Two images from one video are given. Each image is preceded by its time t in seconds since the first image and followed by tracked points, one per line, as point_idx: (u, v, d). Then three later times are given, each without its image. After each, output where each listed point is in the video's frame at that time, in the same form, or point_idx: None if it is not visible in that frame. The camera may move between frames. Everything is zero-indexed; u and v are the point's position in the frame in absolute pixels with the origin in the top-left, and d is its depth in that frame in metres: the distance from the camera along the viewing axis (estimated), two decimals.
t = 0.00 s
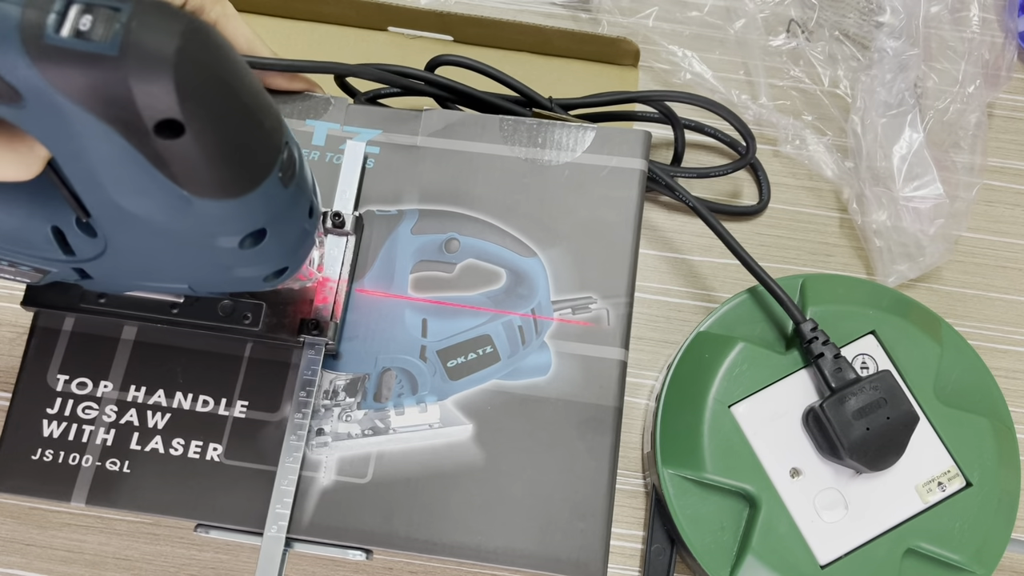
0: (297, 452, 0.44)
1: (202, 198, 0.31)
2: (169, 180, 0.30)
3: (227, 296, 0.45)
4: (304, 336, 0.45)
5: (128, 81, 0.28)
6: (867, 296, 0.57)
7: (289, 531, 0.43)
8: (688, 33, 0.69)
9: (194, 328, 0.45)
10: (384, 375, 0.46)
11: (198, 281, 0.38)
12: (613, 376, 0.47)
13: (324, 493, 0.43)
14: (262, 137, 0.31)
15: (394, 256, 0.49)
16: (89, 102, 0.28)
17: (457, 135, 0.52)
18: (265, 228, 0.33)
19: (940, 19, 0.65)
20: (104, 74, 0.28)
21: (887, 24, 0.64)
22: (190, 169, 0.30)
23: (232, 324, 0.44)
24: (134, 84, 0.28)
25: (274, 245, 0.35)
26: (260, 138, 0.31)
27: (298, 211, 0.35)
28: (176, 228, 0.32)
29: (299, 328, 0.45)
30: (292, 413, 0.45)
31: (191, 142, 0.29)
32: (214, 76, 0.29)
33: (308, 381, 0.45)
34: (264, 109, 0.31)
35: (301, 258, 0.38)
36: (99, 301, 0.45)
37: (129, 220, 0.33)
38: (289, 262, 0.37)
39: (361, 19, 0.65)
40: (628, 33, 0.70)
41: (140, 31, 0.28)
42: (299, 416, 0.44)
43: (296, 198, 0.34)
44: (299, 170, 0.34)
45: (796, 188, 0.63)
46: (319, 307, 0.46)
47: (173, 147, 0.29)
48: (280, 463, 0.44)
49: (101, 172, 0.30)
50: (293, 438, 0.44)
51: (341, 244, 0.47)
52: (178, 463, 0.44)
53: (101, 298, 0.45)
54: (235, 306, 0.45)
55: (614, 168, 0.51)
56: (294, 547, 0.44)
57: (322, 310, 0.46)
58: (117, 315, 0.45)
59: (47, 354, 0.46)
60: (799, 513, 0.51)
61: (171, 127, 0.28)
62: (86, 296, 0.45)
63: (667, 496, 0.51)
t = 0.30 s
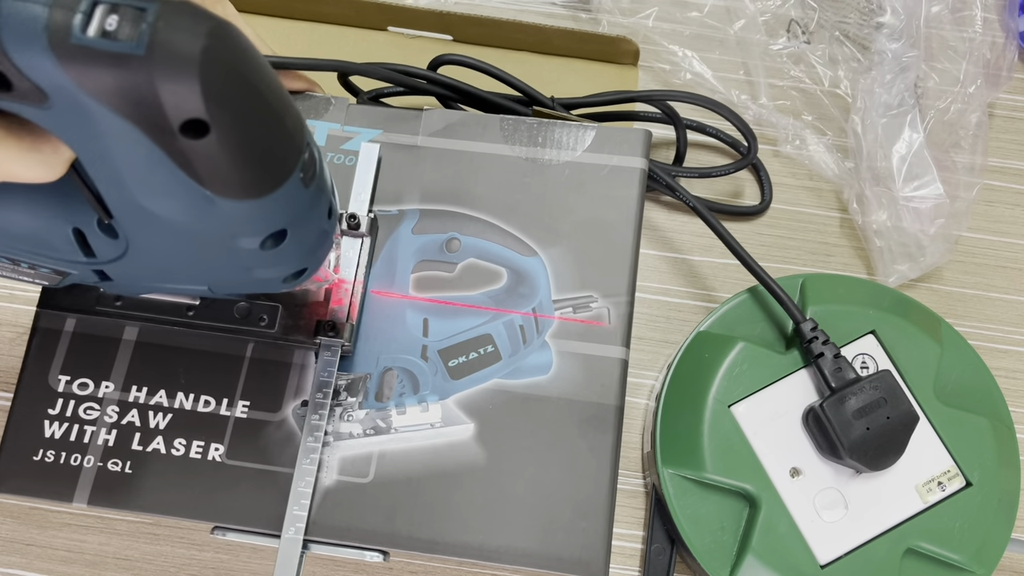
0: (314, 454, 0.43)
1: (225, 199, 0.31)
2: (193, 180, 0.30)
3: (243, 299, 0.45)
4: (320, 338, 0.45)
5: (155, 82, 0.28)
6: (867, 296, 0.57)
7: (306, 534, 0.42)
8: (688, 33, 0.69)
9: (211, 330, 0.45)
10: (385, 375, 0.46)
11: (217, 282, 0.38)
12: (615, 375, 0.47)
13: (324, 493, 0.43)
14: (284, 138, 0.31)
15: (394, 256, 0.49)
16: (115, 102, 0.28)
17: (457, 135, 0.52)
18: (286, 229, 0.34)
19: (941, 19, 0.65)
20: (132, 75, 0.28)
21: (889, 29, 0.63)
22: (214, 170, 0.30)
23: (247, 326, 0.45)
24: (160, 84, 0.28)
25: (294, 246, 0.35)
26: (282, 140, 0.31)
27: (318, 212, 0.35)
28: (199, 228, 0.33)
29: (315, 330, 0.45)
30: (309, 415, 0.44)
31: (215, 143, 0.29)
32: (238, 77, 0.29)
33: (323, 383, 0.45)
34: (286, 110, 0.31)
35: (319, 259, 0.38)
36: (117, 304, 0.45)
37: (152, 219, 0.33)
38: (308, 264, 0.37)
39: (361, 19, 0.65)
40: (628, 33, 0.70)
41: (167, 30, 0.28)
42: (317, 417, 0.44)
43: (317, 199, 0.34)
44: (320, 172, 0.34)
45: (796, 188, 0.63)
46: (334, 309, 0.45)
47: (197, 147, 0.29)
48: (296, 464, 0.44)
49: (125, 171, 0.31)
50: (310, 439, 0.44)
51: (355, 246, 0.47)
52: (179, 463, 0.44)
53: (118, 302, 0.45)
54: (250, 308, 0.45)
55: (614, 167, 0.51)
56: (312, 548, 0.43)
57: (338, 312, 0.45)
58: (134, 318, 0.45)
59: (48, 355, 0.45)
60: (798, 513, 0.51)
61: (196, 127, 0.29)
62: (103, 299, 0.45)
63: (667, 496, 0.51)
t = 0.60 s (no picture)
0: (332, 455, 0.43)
1: (247, 199, 0.31)
2: (215, 180, 0.30)
3: (259, 300, 0.45)
4: (337, 339, 0.45)
5: (181, 83, 0.28)
6: (868, 296, 0.57)
7: (325, 536, 0.42)
8: (688, 33, 0.69)
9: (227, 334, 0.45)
10: (387, 374, 0.46)
11: (234, 283, 0.38)
12: (617, 373, 0.47)
13: (335, 492, 0.43)
14: (307, 139, 0.31)
15: (395, 257, 0.49)
16: (141, 103, 0.28)
17: (457, 135, 0.52)
18: (306, 230, 0.34)
19: (942, 19, 0.65)
20: (158, 76, 0.28)
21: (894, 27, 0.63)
22: (237, 170, 0.30)
23: (263, 328, 0.45)
24: (187, 85, 0.28)
25: (314, 246, 0.35)
26: (304, 140, 0.31)
27: (338, 213, 0.35)
28: (220, 229, 0.33)
29: (332, 331, 0.45)
30: (326, 415, 0.44)
31: (239, 143, 0.29)
32: (263, 78, 0.29)
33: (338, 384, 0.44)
34: (308, 111, 0.32)
35: (337, 261, 0.38)
36: (132, 307, 0.45)
37: (173, 221, 0.33)
38: (326, 265, 0.37)
39: (361, 19, 0.65)
40: (628, 33, 0.69)
41: (193, 31, 0.28)
42: (334, 418, 0.44)
43: (337, 200, 0.35)
44: (339, 172, 0.34)
45: (796, 188, 0.64)
46: (350, 310, 0.45)
47: (221, 147, 0.29)
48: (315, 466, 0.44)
49: (149, 172, 0.31)
50: (327, 441, 0.44)
51: (371, 248, 0.47)
52: (182, 464, 0.44)
53: (133, 305, 0.45)
54: (266, 311, 0.45)
55: (615, 166, 0.51)
56: (327, 549, 0.43)
57: (353, 313, 0.45)
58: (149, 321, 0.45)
59: (49, 356, 0.45)
60: (798, 513, 0.51)
61: (221, 127, 0.29)
62: (119, 302, 0.45)
63: (667, 496, 0.51)
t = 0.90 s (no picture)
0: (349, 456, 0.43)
1: (270, 199, 0.31)
2: (240, 181, 0.31)
3: (274, 303, 0.44)
4: (353, 340, 0.44)
5: (207, 83, 0.28)
6: (868, 297, 0.57)
7: (343, 537, 0.42)
8: (688, 33, 0.69)
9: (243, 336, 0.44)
10: (390, 374, 0.46)
11: (254, 285, 0.38)
12: (619, 371, 0.47)
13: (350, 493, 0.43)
14: (328, 139, 0.32)
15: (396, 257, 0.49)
16: (166, 104, 0.28)
17: (458, 134, 0.52)
18: (326, 230, 0.34)
19: (944, 19, 0.65)
20: (184, 77, 0.28)
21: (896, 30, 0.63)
22: (261, 170, 0.30)
23: (279, 330, 0.44)
24: (214, 85, 0.28)
25: (333, 248, 0.35)
26: (326, 140, 0.32)
27: (357, 213, 0.35)
28: (243, 231, 0.33)
29: (347, 332, 0.44)
30: (343, 416, 0.44)
31: (264, 143, 0.29)
32: (288, 78, 0.29)
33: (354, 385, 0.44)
34: (330, 111, 0.32)
35: (356, 261, 0.38)
36: (148, 309, 0.44)
37: (196, 224, 0.33)
38: (345, 265, 0.38)
39: (361, 20, 0.65)
40: (628, 33, 0.69)
41: (219, 32, 0.28)
42: (350, 420, 0.44)
43: (356, 201, 0.35)
44: (358, 173, 0.35)
45: (796, 189, 0.63)
46: (365, 312, 0.45)
47: (246, 147, 0.29)
48: (331, 467, 0.43)
49: (174, 174, 0.31)
50: (344, 442, 0.44)
51: (387, 249, 0.48)
52: (184, 465, 0.44)
53: (149, 307, 0.44)
54: (282, 313, 0.44)
55: (615, 164, 0.51)
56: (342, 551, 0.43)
57: (369, 314, 0.45)
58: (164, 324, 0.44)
59: (52, 357, 0.46)
60: (798, 513, 0.51)
61: (246, 128, 0.29)
62: (136, 305, 0.44)
63: (667, 496, 0.51)
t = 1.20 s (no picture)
0: (368, 457, 0.44)
1: (292, 199, 0.31)
2: (261, 181, 0.31)
3: (290, 305, 0.45)
4: (369, 341, 0.45)
5: (231, 83, 0.28)
6: (868, 297, 0.57)
7: (361, 538, 0.43)
8: (688, 33, 0.69)
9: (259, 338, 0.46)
10: (393, 373, 0.46)
11: (273, 284, 0.38)
12: (621, 368, 0.47)
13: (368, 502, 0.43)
14: (348, 138, 0.32)
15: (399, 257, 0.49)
16: (191, 103, 0.28)
17: (459, 133, 0.52)
18: (346, 230, 0.34)
19: (944, 19, 0.65)
20: (209, 77, 0.28)
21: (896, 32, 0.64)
22: (283, 170, 0.30)
23: (295, 331, 0.45)
24: (237, 85, 0.28)
25: (352, 248, 0.35)
26: (346, 140, 0.32)
27: (376, 213, 0.35)
28: (264, 230, 0.33)
29: (364, 333, 0.45)
30: (360, 417, 0.44)
31: (286, 144, 0.29)
32: (310, 78, 0.29)
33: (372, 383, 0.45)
34: (349, 111, 0.32)
35: (374, 260, 0.38)
36: (163, 312, 0.46)
37: (218, 223, 0.33)
38: (363, 265, 0.38)
39: (361, 20, 0.65)
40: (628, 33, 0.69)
41: (243, 32, 0.28)
42: (367, 421, 0.44)
43: (375, 200, 0.35)
44: (377, 173, 0.35)
45: (797, 189, 0.63)
46: (381, 313, 0.46)
47: (267, 147, 0.29)
48: (348, 469, 0.44)
49: (197, 174, 0.31)
50: (362, 442, 0.44)
51: (399, 250, 0.48)
52: (186, 465, 0.44)
53: (164, 310, 0.46)
54: (297, 314, 0.45)
55: (616, 162, 0.51)
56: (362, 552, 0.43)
57: (385, 316, 0.46)
58: (180, 326, 0.46)
59: (54, 359, 0.47)
60: (798, 512, 0.51)
61: (269, 128, 0.29)
62: (151, 307, 0.46)
63: (667, 496, 0.51)
